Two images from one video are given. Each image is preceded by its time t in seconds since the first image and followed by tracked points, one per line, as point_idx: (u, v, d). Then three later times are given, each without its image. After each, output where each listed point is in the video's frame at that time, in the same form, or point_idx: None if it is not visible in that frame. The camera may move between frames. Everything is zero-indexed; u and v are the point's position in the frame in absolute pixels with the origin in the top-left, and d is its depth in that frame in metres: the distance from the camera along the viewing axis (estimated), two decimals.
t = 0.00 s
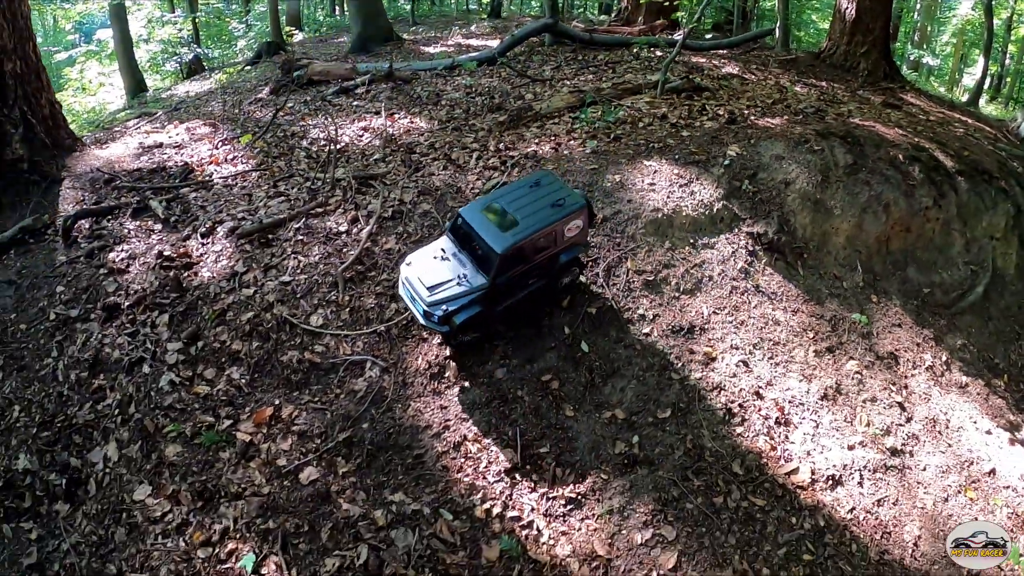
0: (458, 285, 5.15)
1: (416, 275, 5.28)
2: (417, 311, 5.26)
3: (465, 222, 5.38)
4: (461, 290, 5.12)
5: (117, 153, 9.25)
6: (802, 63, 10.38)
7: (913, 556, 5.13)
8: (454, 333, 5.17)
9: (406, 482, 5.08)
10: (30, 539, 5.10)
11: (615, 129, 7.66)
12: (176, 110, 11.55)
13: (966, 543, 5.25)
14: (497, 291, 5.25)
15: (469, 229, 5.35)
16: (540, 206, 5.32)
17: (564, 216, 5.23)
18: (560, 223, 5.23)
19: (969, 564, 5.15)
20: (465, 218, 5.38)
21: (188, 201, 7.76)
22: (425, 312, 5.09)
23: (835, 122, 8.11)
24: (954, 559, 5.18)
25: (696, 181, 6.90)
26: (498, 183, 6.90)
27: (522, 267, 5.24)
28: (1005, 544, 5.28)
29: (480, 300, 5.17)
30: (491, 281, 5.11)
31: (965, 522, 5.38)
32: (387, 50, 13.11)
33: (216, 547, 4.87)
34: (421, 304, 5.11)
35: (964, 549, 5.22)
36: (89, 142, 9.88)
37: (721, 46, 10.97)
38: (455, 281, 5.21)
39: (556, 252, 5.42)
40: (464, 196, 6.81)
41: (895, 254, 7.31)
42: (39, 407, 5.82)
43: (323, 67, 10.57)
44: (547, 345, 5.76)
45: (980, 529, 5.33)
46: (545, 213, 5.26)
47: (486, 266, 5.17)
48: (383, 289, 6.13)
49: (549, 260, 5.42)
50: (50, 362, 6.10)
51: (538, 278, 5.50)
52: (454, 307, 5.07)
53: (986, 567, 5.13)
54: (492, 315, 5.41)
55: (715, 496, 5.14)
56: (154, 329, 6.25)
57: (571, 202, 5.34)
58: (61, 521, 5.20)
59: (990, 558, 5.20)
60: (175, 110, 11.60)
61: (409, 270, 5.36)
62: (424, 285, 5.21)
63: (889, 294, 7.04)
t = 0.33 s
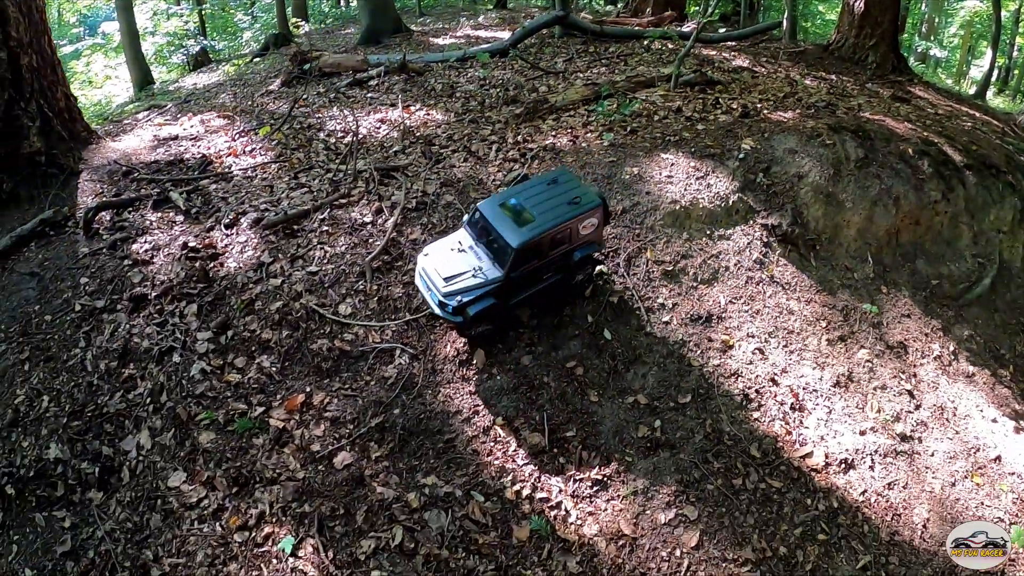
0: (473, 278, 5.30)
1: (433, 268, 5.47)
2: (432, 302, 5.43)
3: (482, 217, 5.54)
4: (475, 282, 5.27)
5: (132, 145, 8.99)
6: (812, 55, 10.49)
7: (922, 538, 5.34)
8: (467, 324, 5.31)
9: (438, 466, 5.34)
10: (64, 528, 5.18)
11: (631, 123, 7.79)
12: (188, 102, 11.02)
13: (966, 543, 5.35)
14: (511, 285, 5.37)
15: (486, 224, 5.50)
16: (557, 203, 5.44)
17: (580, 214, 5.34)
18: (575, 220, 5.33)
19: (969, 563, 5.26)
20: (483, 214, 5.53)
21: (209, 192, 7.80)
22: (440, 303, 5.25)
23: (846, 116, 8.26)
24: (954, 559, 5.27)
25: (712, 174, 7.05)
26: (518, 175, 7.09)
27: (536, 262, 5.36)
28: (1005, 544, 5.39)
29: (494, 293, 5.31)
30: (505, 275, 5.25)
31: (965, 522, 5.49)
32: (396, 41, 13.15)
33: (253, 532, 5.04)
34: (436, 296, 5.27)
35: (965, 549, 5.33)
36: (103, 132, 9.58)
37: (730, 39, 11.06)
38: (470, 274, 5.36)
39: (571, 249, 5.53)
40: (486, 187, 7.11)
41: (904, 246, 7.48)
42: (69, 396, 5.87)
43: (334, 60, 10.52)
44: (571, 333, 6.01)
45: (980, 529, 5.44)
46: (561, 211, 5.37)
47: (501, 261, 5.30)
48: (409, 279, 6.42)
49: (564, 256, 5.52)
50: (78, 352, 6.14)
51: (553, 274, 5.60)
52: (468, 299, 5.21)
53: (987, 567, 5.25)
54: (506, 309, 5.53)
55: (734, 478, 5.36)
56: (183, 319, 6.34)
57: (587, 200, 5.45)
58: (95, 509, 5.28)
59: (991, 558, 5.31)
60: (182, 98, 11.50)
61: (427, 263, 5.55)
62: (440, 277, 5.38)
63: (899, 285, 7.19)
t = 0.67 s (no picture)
0: (449, 277, 5.31)
1: (411, 264, 5.49)
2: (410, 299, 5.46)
3: (462, 215, 5.50)
4: (451, 281, 5.27)
5: (139, 134, 8.93)
6: (822, 47, 10.43)
7: (930, 532, 5.32)
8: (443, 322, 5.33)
9: (447, 454, 5.33)
10: (70, 515, 5.17)
11: (640, 113, 7.75)
12: (194, 92, 10.94)
13: (966, 543, 5.29)
14: (489, 286, 5.34)
15: (466, 222, 5.46)
16: (540, 203, 5.37)
17: (561, 216, 5.26)
18: (556, 223, 5.26)
19: (969, 564, 5.19)
20: (463, 211, 5.49)
21: (216, 180, 7.77)
22: (415, 300, 5.28)
23: (856, 108, 8.21)
24: (954, 559, 5.21)
25: (723, 164, 7.02)
26: (528, 164, 7.09)
27: (515, 263, 5.30)
28: (1005, 544, 5.32)
29: (471, 293, 5.30)
30: (481, 275, 5.22)
31: (965, 522, 5.41)
32: (403, 31, 13.09)
33: (261, 519, 5.03)
34: (412, 292, 5.31)
35: (965, 549, 5.26)
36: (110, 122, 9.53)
37: (740, 30, 11.01)
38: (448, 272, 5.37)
39: (553, 252, 5.46)
40: (495, 175, 7.11)
41: (914, 239, 7.43)
42: (75, 383, 5.86)
43: (342, 49, 10.47)
44: (581, 322, 5.99)
45: (980, 529, 5.37)
46: (543, 212, 5.30)
47: (478, 260, 5.27)
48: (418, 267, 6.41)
49: (545, 258, 5.46)
50: (85, 339, 6.12)
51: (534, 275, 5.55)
52: (443, 298, 5.23)
53: (987, 567, 5.19)
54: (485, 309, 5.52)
55: (744, 468, 5.33)
56: (191, 306, 6.31)
57: (571, 202, 5.36)
58: (101, 496, 5.26)
59: (990, 559, 5.24)
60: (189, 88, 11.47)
61: (406, 259, 5.57)
62: (418, 274, 5.41)
63: (908, 279, 7.15)
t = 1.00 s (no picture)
0: (427, 274, 5.31)
1: (392, 260, 5.49)
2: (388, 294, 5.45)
3: (444, 212, 5.48)
4: (429, 279, 5.26)
5: (149, 119, 8.93)
6: (834, 40, 10.36)
7: (936, 526, 5.30)
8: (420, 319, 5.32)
9: (454, 439, 5.33)
10: (77, 496, 5.18)
11: (652, 102, 7.72)
12: (204, 78, 10.92)
13: (966, 543, 5.23)
14: (468, 284, 5.31)
15: (447, 219, 5.43)
16: (525, 204, 5.34)
17: (545, 219, 5.23)
18: (539, 225, 5.23)
19: (968, 564, 5.12)
20: (444, 208, 5.46)
21: (226, 164, 7.76)
22: (393, 296, 5.27)
23: (868, 101, 8.16)
24: (955, 560, 5.14)
25: (734, 155, 6.99)
26: (539, 151, 7.12)
27: (496, 264, 5.26)
28: (1005, 545, 5.29)
29: (449, 291, 5.27)
30: (460, 274, 5.19)
31: (965, 522, 5.36)
32: (414, 19, 13.06)
33: (267, 501, 5.04)
34: (390, 288, 5.30)
35: (965, 549, 5.20)
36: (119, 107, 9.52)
37: (753, 22, 10.94)
38: (428, 269, 5.35)
39: (537, 253, 5.42)
40: (506, 162, 7.10)
41: (924, 234, 7.40)
42: (84, 364, 5.87)
43: (352, 36, 10.45)
44: (590, 309, 5.98)
45: (980, 529, 5.32)
46: (526, 214, 5.26)
47: (457, 259, 5.24)
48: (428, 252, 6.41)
49: (528, 260, 5.42)
50: (94, 321, 6.13)
51: (517, 275, 5.51)
52: (420, 295, 5.21)
53: (986, 568, 5.12)
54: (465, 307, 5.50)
55: (751, 458, 5.32)
56: (200, 289, 6.31)
57: (556, 205, 5.34)
58: (109, 477, 5.27)
59: (990, 559, 5.20)
60: (199, 73, 11.46)
61: (387, 254, 5.57)
62: (397, 269, 5.40)
63: (918, 273, 7.10)
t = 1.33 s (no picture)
0: (402, 273, 5.27)
1: (369, 256, 5.48)
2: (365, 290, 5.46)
3: (420, 209, 5.39)
4: (404, 277, 5.23)
5: (157, 106, 8.91)
6: (846, 32, 10.29)
7: (942, 521, 5.28)
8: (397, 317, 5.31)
9: (461, 424, 5.34)
10: (83, 478, 5.20)
11: (662, 92, 7.70)
12: (213, 66, 10.91)
13: (966, 543, 5.21)
14: (444, 284, 5.26)
15: (423, 216, 5.34)
16: (503, 205, 5.23)
17: (523, 221, 5.13)
18: (516, 228, 5.13)
19: (968, 564, 5.10)
20: (420, 205, 5.37)
21: (235, 150, 7.76)
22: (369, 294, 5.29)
23: (879, 94, 8.11)
24: (954, 559, 5.10)
25: (745, 145, 6.96)
26: (548, 139, 7.11)
27: (472, 265, 5.19)
28: (1005, 545, 5.27)
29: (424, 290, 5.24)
30: (434, 275, 5.14)
31: (965, 521, 5.33)
32: (423, 8, 13.02)
33: (274, 484, 5.06)
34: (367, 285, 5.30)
35: (965, 549, 5.17)
36: (128, 95, 9.51)
37: (764, 13, 10.88)
38: (404, 267, 5.31)
39: (515, 255, 5.33)
40: (516, 149, 7.08)
41: (934, 228, 7.35)
42: (91, 347, 5.89)
43: (361, 24, 10.44)
44: (598, 297, 5.96)
45: (980, 529, 5.29)
46: (503, 215, 5.16)
47: (431, 259, 5.18)
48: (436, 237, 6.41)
49: (506, 261, 5.34)
50: (102, 305, 6.14)
51: (496, 276, 5.43)
52: (395, 294, 5.21)
53: (986, 567, 5.10)
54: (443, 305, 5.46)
55: (758, 448, 5.31)
56: (208, 274, 6.32)
57: (535, 207, 5.23)
58: (115, 460, 5.29)
59: (990, 559, 5.17)
60: (207, 61, 11.45)
61: (366, 250, 5.55)
62: (374, 266, 5.39)
63: (927, 267, 7.07)
